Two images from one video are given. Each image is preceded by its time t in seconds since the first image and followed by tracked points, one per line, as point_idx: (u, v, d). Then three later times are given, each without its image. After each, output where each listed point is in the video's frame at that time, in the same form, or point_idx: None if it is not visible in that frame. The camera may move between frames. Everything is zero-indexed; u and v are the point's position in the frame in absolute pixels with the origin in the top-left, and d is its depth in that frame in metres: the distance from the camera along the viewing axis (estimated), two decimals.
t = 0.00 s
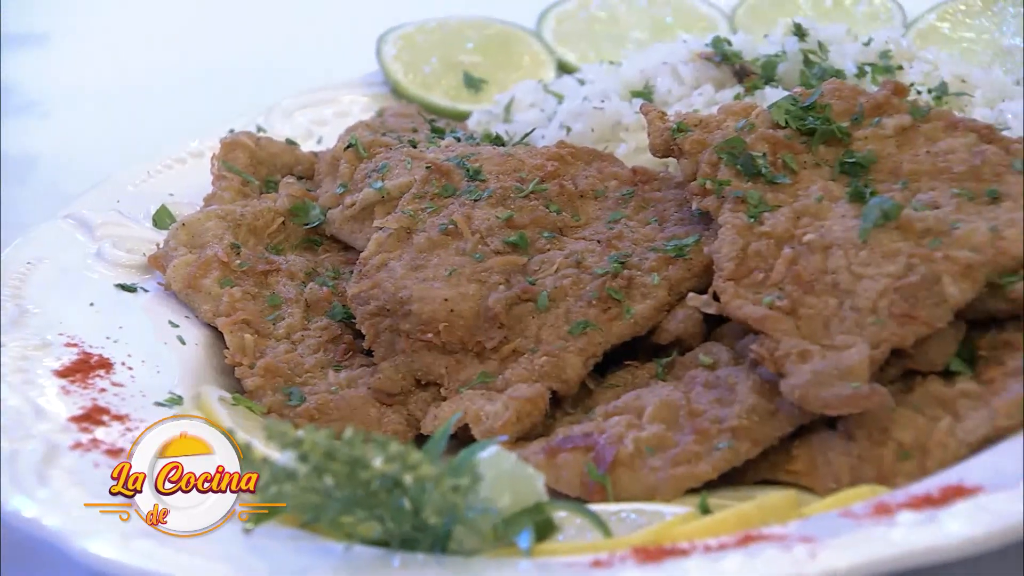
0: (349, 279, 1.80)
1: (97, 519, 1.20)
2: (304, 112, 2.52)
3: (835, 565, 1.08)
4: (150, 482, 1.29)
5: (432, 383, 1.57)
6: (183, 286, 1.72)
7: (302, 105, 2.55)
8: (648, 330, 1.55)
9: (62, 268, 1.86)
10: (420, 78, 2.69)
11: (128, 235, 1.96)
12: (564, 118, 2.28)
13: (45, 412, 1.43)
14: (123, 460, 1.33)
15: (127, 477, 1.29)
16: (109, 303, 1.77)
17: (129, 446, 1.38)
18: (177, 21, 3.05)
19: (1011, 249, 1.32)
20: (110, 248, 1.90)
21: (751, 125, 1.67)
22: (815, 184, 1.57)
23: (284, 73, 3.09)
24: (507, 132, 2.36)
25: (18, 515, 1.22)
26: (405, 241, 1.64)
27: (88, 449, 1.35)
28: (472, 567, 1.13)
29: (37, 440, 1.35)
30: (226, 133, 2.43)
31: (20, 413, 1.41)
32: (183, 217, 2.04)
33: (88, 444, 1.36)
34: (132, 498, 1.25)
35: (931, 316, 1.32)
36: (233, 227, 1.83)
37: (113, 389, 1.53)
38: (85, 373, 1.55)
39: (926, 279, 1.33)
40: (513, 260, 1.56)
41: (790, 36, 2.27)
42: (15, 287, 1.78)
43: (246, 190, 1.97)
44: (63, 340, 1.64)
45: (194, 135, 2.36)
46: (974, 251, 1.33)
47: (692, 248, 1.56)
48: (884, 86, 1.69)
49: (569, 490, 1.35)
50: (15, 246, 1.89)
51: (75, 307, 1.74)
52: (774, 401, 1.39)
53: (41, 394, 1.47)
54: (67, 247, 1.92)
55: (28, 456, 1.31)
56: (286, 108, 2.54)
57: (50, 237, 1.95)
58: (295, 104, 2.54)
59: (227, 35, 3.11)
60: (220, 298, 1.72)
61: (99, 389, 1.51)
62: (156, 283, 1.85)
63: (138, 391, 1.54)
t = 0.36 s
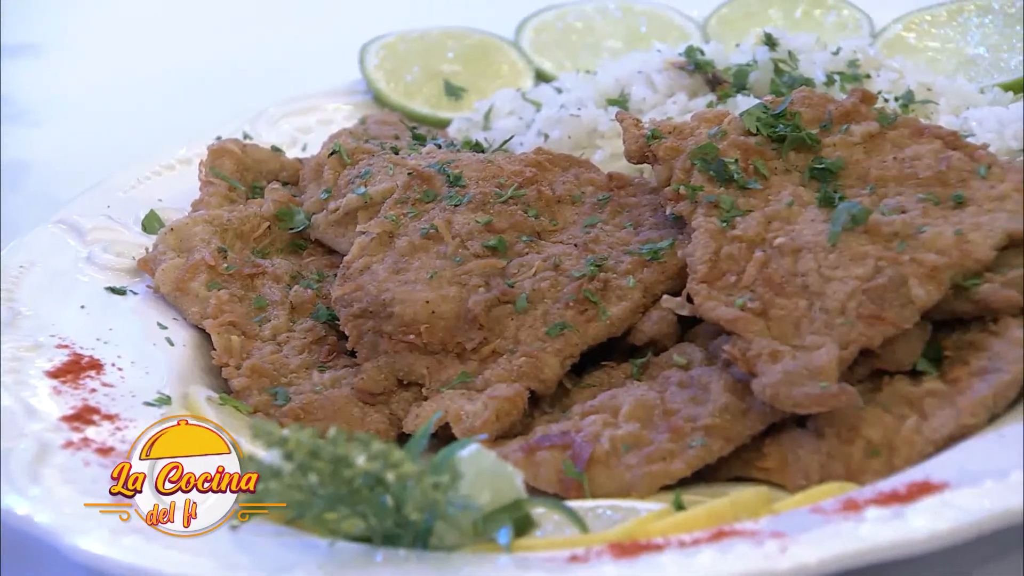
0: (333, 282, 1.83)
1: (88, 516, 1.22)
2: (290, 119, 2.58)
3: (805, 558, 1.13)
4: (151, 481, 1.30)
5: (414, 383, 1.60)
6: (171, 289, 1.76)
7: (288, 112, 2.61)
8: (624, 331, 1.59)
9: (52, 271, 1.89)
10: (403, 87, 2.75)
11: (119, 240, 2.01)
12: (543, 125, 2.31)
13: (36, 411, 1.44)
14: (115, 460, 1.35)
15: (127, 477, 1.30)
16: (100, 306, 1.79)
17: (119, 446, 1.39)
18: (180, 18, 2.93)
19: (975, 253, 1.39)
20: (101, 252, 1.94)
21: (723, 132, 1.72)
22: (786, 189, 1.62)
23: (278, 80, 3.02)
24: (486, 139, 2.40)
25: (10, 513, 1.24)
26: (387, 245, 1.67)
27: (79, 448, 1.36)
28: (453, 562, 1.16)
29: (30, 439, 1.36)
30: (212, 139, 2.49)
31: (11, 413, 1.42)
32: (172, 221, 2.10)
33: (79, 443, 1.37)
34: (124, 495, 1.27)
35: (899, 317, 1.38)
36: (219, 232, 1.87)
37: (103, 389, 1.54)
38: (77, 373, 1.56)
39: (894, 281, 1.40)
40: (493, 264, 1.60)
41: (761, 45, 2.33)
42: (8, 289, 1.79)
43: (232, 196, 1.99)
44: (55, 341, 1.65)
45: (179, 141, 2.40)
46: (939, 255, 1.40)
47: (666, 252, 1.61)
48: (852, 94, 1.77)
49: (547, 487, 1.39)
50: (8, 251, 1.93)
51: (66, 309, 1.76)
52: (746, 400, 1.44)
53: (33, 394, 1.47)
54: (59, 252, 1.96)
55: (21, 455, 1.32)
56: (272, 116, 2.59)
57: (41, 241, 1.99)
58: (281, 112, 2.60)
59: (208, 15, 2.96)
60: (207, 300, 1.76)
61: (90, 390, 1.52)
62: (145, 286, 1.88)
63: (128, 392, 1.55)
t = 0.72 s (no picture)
0: (315, 287, 1.86)
1: (77, 515, 1.24)
2: (273, 129, 2.62)
3: (774, 555, 1.16)
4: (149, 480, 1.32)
5: (394, 385, 1.63)
6: (157, 294, 1.79)
7: (271, 122, 2.65)
8: (599, 334, 1.63)
9: (42, 276, 1.91)
10: (383, 96, 2.80)
11: (106, 246, 2.03)
12: (519, 134, 2.37)
13: (26, 413, 1.46)
14: (103, 462, 1.37)
15: (127, 477, 1.32)
16: (87, 310, 1.81)
17: (107, 446, 1.41)
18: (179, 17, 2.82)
19: (939, 258, 1.47)
20: (89, 258, 1.96)
21: (695, 141, 1.77)
22: (756, 196, 1.68)
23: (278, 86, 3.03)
24: (465, 148, 2.44)
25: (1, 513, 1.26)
26: (368, 251, 1.71)
27: (67, 449, 1.38)
28: (433, 560, 1.20)
29: (20, 440, 1.38)
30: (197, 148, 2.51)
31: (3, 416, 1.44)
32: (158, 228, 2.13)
33: (68, 444, 1.39)
34: (112, 494, 1.29)
35: (865, 320, 1.44)
36: (204, 238, 1.89)
37: (91, 391, 1.56)
38: (66, 377, 1.58)
39: (861, 286, 1.46)
40: (471, 269, 1.64)
41: (731, 56, 2.40)
42: None
43: (217, 204, 2.02)
44: (44, 345, 1.67)
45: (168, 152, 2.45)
46: (905, 260, 1.48)
47: (639, 257, 1.66)
48: (820, 104, 1.83)
49: (524, 486, 1.42)
50: None
51: (55, 314, 1.78)
52: (717, 401, 1.49)
53: (23, 397, 1.50)
54: (47, 258, 1.98)
55: (11, 456, 1.34)
56: (255, 125, 2.65)
57: (30, 247, 2.03)
58: (263, 122, 2.65)
59: (208, 14, 2.86)
60: (193, 305, 1.79)
61: (78, 392, 1.54)
62: (132, 291, 1.90)
63: (115, 394, 1.57)
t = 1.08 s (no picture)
0: (298, 293, 1.89)
1: (66, 514, 1.27)
2: (257, 139, 2.67)
3: (745, 555, 1.19)
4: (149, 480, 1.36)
5: (376, 388, 1.66)
6: (144, 299, 1.81)
7: (254, 133, 2.69)
8: (575, 338, 1.68)
9: (32, 281, 1.93)
10: (365, 106, 2.84)
11: (94, 253, 2.04)
12: (497, 143, 2.41)
13: (16, 415, 1.48)
14: (92, 463, 1.39)
15: (127, 477, 1.35)
16: (76, 315, 1.82)
17: (96, 449, 1.43)
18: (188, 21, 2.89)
19: (905, 263, 1.54)
20: (77, 264, 1.97)
21: (668, 150, 1.82)
22: (727, 204, 1.73)
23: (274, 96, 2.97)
24: (444, 156, 2.48)
25: None
26: (350, 257, 1.74)
27: (57, 451, 1.40)
28: (414, 558, 1.23)
29: (10, 442, 1.40)
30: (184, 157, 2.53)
31: None
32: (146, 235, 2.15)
33: (57, 446, 1.41)
34: (101, 495, 1.31)
35: (834, 324, 1.49)
36: (190, 245, 1.92)
37: (80, 395, 1.58)
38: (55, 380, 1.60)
39: (830, 291, 1.51)
40: (450, 275, 1.68)
41: (704, 67, 2.46)
42: None
43: (203, 211, 2.05)
44: (34, 349, 1.69)
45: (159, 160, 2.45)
46: (872, 266, 1.54)
47: (615, 263, 1.71)
48: (790, 114, 1.89)
49: (503, 486, 1.46)
50: None
51: (44, 318, 1.80)
52: (690, 403, 1.53)
53: (14, 399, 1.52)
54: (35, 262, 1.99)
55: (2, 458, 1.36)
56: (239, 134, 2.69)
57: (17, 255, 2.02)
58: (247, 132, 2.69)
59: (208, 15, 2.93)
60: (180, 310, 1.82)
61: (68, 395, 1.56)
62: (120, 296, 1.92)
63: (104, 398, 1.60)
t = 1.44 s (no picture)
0: (283, 298, 1.92)
1: (57, 515, 1.31)
2: (242, 147, 2.66)
3: (719, 553, 1.24)
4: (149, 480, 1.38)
5: (359, 392, 1.69)
6: (133, 305, 1.84)
7: (239, 141, 2.67)
8: (553, 342, 1.71)
9: (25, 288, 1.98)
10: (348, 117, 2.85)
11: (84, 259, 2.07)
12: (477, 152, 2.45)
13: (7, 419, 1.53)
14: (81, 465, 1.42)
15: (127, 477, 1.38)
16: (66, 321, 1.87)
17: (85, 450, 1.46)
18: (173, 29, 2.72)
19: (875, 269, 1.61)
20: (68, 271, 2.01)
21: (643, 159, 1.88)
22: (701, 212, 1.78)
23: (254, 85, 3.13)
24: (425, 165, 2.51)
25: None
26: (334, 264, 1.78)
27: (48, 453, 1.45)
28: (396, 557, 1.26)
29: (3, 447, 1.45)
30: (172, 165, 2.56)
31: None
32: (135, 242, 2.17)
33: (48, 448, 1.45)
34: (90, 496, 1.35)
35: (805, 328, 1.55)
36: (177, 252, 1.95)
37: (70, 398, 1.62)
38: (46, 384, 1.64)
39: (801, 296, 1.57)
40: (431, 281, 1.71)
41: (678, 78, 2.52)
42: None
43: (190, 219, 2.08)
44: (24, 354, 1.74)
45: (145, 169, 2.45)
46: (843, 271, 1.60)
47: (592, 269, 1.75)
48: (761, 123, 1.95)
49: (482, 487, 1.50)
50: None
51: (36, 324, 1.85)
52: (665, 406, 1.58)
53: (6, 405, 1.58)
54: (27, 270, 2.03)
55: None
56: (224, 143, 2.67)
57: (12, 262, 2.06)
58: (233, 141, 2.67)
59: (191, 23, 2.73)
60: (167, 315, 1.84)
61: (58, 399, 1.61)
62: (109, 302, 1.95)
63: (93, 401, 1.63)
